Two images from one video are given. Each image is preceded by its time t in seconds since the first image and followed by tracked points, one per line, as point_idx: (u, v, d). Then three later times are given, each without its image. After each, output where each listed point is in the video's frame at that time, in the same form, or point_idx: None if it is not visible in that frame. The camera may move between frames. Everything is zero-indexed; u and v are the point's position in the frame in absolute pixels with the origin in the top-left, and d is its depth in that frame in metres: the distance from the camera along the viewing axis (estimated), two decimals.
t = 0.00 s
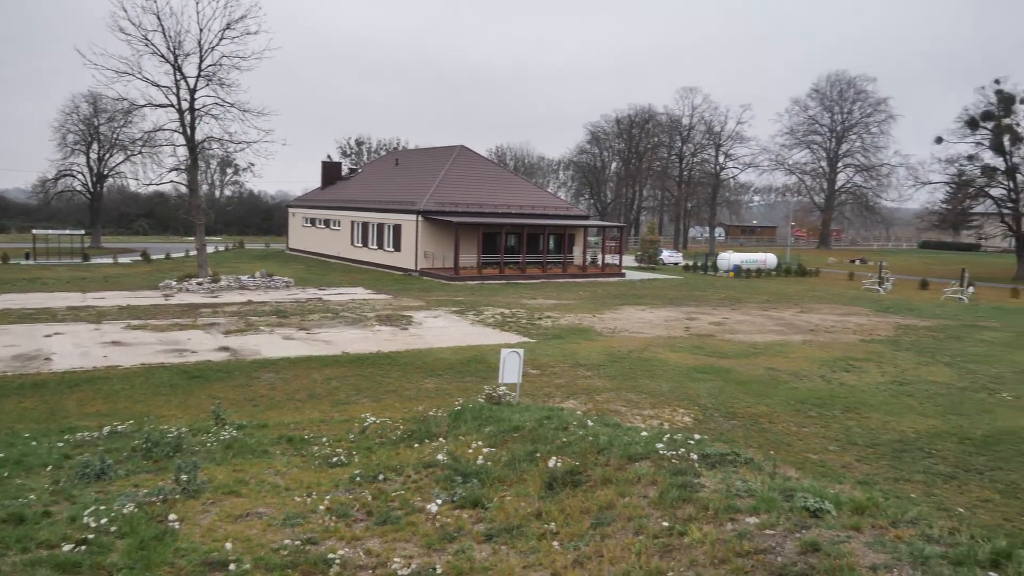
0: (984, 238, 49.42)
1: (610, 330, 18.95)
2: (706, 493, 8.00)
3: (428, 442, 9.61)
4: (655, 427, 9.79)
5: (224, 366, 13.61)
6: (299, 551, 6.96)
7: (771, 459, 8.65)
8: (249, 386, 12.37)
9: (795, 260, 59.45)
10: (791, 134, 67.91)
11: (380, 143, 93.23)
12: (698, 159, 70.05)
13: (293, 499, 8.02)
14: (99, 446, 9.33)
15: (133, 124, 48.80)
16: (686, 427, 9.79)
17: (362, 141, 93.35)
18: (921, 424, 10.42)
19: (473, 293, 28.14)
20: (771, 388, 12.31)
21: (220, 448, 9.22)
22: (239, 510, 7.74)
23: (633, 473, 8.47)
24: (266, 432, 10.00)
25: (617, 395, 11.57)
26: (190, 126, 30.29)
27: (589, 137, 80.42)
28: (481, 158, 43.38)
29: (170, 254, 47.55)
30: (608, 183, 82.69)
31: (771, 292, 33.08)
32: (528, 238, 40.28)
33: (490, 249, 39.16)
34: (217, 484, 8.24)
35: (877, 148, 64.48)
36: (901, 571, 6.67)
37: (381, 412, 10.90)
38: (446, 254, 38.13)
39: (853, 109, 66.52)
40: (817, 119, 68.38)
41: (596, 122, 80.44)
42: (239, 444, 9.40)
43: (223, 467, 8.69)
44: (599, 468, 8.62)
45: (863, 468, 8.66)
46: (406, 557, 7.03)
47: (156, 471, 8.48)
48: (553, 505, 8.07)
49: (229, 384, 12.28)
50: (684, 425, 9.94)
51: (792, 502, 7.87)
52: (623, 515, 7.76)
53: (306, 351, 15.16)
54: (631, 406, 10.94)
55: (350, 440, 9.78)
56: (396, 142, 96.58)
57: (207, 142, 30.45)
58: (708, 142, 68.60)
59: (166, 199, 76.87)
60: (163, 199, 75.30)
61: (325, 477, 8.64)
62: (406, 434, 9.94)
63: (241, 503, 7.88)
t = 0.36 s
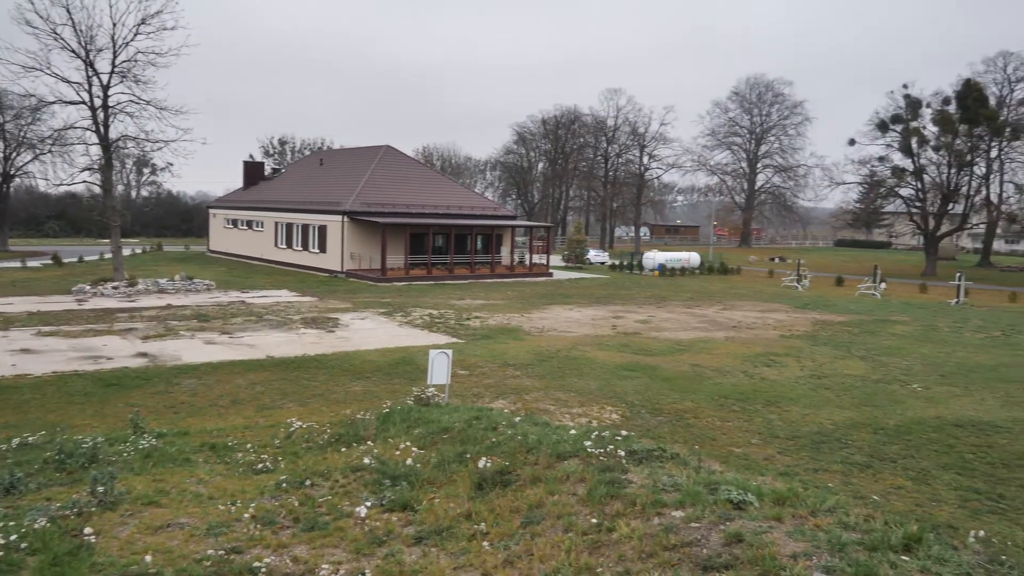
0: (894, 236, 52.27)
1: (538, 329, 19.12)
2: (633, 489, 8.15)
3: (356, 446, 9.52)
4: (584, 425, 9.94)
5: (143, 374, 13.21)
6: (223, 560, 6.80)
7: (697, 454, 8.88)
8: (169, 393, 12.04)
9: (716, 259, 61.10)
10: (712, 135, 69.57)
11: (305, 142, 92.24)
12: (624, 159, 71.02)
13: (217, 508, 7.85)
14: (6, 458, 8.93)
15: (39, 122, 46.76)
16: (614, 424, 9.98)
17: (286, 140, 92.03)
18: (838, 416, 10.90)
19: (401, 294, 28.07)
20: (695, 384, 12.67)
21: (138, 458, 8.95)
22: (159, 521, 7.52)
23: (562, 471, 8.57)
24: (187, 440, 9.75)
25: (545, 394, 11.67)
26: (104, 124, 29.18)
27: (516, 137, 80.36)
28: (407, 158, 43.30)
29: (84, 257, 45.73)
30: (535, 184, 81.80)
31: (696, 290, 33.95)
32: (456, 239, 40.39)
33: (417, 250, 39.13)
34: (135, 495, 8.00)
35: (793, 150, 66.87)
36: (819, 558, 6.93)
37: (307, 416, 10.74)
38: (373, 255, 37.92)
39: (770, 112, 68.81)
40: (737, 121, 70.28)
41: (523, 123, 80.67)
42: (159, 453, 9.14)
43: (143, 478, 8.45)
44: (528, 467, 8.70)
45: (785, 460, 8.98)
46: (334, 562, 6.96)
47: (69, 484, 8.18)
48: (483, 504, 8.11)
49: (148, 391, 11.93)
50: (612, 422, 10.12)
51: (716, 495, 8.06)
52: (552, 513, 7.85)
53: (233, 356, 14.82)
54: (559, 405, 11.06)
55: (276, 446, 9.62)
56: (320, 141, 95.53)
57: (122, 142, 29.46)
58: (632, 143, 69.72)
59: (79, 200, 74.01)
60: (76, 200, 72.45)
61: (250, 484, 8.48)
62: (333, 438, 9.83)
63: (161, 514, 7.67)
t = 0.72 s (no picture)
0: (814, 234, 53.88)
1: (469, 330, 19.16)
2: (565, 487, 8.25)
3: (285, 452, 9.38)
4: (515, 424, 10.04)
5: (59, 382, 12.71)
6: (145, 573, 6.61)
7: (627, 450, 9.03)
8: (87, 402, 11.63)
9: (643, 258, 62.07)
10: (639, 136, 70.49)
11: (228, 142, 90.57)
12: (552, 160, 71.00)
13: (139, 519, 7.64)
14: None
15: None
16: (545, 423, 10.10)
17: (208, 140, 90.13)
18: (763, 410, 11.26)
19: (331, 296, 27.78)
20: (624, 381, 12.91)
21: (53, 471, 8.63)
22: (78, 535, 7.27)
23: (494, 471, 8.62)
24: (107, 450, 9.44)
25: (477, 394, 11.72)
26: (14, 123, 28.07)
27: (444, 138, 79.08)
28: (334, 158, 42.91)
29: None
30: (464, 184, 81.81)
31: (626, 288, 34.53)
32: (386, 239, 40.02)
33: (346, 252, 38.63)
34: (51, 509, 7.72)
35: (717, 150, 68.82)
36: (745, 548, 7.10)
37: (234, 422, 10.53)
38: (301, 258, 37.33)
39: (695, 114, 70.45)
40: (663, 122, 71.45)
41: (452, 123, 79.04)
42: (75, 464, 8.83)
43: (59, 491, 8.15)
44: (459, 468, 8.73)
45: (712, 454, 9.22)
46: (262, 571, 6.84)
47: None
48: (415, 507, 8.09)
49: (64, 400, 11.51)
50: (543, 421, 10.24)
51: (646, 490, 8.19)
52: (484, 514, 7.88)
53: (157, 362, 14.42)
54: (491, 405, 11.13)
55: (201, 453, 9.40)
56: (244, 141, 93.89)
57: (33, 141, 28.39)
58: (561, 143, 70.30)
59: None
60: None
61: (174, 493, 8.28)
62: (261, 444, 9.65)
63: (80, 527, 7.42)
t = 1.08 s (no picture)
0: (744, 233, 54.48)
1: (405, 331, 19.09)
2: (503, 486, 8.29)
3: (217, 459, 9.21)
4: (452, 425, 10.10)
5: None
6: None
7: (564, 449, 9.16)
8: (4, 412, 11.16)
9: (577, 258, 62.67)
10: (573, 137, 71.04)
11: (154, 142, 88.68)
12: (487, 160, 70.07)
13: (63, 532, 7.39)
14: None
15: None
16: (483, 423, 10.18)
17: (133, 140, 87.96)
18: (698, 406, 11.54)
19: (263, 299, 27.34)
20: (561, 380, 13.07)
21: None
22: None
23: (431, 472, 8.63)
24: (27, 462, 9.10)
25: (414, 396, 11.72)
26: None
27: (379, 137, 77.81)
28: (266, 159, 42.34)
29: None
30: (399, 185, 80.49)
31: (562, 288, 34.88)
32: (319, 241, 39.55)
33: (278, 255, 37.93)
34: None
35: (650, 151, 69.79)
36: (680, 542, 7.22)
37: (164, 430, 10.27)
38: (232, 260, 36.73)
39: (628, 115, 71.52)
40: (597, 123, 72.36)
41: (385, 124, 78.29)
42: None
43: None
44: (397, 470, 8.71)
45: (648, 449, 9.38)
46: None
47: None
48: (351, 512, 8.02)
49: None
50: (482, 421, 10.33)
51: (583, 488, 8.28)
52: (422, 515, 7.86)
53: (82, 370, 13.96)
54: (428, 406, 11.15)
55: (129, 463, 9.15)
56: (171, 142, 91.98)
57: None
58: (495, 144, 68.88)
59: None
60: None
61: (101, 505, 8.05)
62: (193, 451, 9.44)
63: None
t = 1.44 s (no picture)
0: (682, 233, 54.90)
1: (346, 333, 18.92)
2: (445, 488, 8.28)
3: (152, 467, 8.97)
4: (394, 427, 10.09)
5: None
6: None
7: (507, 448, 9.21)
8: None
9: (518, 258, 63.08)
10: (513, 138, 71.27)
11: (83, 142, 86.30)
12: (427, 160, 69.73)
13: None
14: None
15: None
16: (426, 424, 10.19)
17: (60, 139, 85.67)
18: (638, 403, 11.74)
19: (200, 302, 26.73)
20: (503, 380, 13.13)
21: None
22: None
23: (373, 476, 8.58)
24: None
25: (355, 398, 11.66)
26: None
27: (317, 137, 75.70)
28: (201, 160, 41.47)
29: None
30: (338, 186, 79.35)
31: (504, 288, 35.06)
32: (256, 243, 39.04)
33: (214, 257, 37.23)
34: None
35: (589, 151, 70.55)
36: (623, 538, 7.29)
37: (95, 439, 9.95)
38: (165, 262, 35.95)
39: (567, 116, 72.19)
40: (536, 124, 72.89)
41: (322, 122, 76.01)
42: None
43: None
44: (338, 475, 8.63)
45: (591, 447, 9.47)
46: None
47: None
48: (292, 517, 7.90)
49: None
50: (424, 423, 10.34)
51: (527, 487, 8.30)
52: (364, 519, 7.78)
53: (7, 378, 13.42)
54: (370, 408, 11.10)
55: (57, 473, 8.83)
56: (101, 141, 89.62)
57: None
58: (435, 144, 68.71)
59: None
60: None
61: (28, 518, 7.73)
62: (125, 459, 9.18)
63: None
